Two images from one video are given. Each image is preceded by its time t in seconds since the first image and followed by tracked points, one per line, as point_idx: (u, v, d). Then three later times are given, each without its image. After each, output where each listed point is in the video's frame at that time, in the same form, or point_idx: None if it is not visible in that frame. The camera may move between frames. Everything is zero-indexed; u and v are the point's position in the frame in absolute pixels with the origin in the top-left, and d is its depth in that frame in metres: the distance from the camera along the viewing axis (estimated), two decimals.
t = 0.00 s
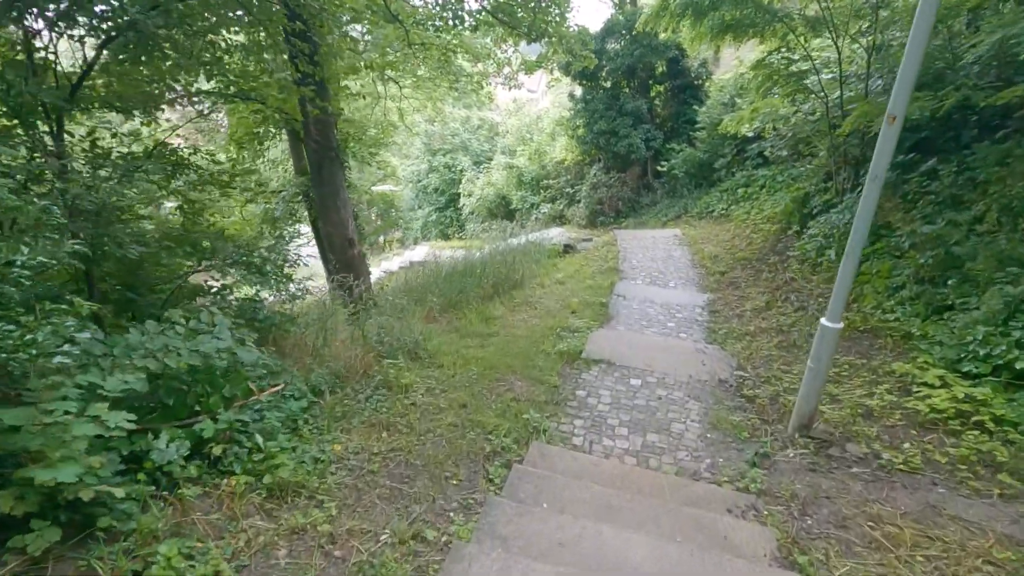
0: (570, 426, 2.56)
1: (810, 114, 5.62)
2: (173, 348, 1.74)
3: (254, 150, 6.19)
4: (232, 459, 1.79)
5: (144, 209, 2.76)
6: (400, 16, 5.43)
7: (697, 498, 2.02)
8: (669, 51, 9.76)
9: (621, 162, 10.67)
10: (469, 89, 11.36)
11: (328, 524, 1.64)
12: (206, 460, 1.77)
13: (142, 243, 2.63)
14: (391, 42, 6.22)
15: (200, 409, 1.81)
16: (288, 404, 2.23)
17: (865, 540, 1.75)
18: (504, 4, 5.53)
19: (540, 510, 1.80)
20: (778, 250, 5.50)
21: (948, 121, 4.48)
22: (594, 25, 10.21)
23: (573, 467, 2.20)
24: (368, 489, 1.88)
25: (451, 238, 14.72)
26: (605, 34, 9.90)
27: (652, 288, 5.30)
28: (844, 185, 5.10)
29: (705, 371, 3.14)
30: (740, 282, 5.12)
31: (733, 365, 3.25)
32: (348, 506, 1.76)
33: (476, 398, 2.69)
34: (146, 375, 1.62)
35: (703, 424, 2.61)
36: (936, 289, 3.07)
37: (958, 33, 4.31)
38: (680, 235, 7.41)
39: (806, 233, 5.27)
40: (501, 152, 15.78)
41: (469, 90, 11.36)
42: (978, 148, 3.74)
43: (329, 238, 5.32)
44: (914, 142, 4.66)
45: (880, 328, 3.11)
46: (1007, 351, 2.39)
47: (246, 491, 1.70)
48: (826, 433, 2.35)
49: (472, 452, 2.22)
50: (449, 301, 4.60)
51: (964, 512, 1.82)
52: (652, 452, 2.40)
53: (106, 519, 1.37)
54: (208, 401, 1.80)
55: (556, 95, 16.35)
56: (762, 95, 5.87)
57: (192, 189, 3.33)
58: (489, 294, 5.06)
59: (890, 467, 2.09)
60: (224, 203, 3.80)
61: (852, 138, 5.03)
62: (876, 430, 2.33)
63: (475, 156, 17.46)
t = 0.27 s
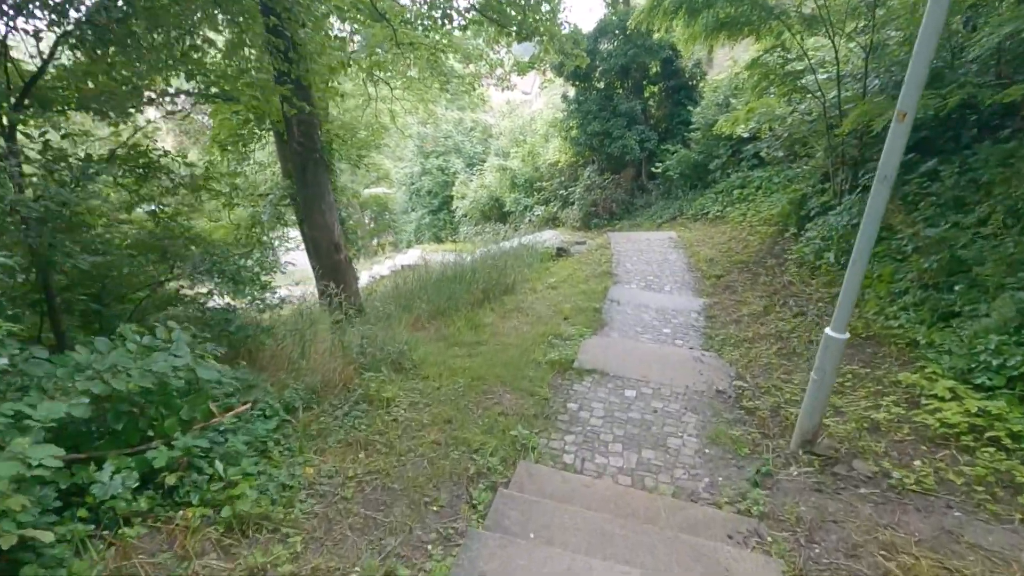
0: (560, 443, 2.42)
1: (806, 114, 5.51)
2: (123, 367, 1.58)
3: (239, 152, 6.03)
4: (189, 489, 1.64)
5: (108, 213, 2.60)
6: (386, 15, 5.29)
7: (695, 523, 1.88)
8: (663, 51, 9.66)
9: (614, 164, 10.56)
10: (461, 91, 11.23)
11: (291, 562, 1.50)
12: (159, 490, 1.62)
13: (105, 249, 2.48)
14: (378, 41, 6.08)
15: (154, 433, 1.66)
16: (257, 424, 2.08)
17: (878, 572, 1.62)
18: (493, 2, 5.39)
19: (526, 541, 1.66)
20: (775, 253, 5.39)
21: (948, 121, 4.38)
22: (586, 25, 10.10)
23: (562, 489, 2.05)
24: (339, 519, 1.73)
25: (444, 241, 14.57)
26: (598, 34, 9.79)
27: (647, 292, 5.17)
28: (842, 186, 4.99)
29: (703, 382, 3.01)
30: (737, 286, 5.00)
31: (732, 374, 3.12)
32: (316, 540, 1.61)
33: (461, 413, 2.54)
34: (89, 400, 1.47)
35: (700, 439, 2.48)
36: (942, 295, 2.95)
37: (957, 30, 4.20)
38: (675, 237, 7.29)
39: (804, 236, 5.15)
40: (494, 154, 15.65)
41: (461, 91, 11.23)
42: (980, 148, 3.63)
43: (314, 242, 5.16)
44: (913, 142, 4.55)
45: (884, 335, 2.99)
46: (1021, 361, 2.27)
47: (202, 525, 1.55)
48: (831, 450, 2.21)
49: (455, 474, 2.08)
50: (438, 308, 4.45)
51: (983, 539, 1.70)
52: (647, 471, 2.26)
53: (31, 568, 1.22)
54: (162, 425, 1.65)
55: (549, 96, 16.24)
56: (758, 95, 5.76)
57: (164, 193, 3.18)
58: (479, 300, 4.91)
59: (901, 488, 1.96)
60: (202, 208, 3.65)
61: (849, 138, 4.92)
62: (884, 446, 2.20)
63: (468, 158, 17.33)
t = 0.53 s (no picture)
0: (554, 463, 2.30)
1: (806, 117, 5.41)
2: (74, 395, 1.44)
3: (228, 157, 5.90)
4: (151, 524, 1.52)
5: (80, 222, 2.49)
6: (377, 16, 5.16)
7: (697, 553, 1.77)
8: (659, 54, 9.57)
9: (611, 167, 10.47)
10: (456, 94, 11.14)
11: None
12: (117, 526, 1.50)
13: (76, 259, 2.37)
14: (369, 43, 5.96)
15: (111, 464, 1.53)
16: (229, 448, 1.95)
17: None
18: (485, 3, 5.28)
19: None
20: (774, 258, 5.28)
21: (950, 124, 4.28)
22: (582, 28, 10.02)
23: (555, 516, 1.93)
24: (314, 556, 1.61)
25: (440, 245, 14.45)
26: (593, 37, 9.70)
27: (644, 299, 5.06)
28: (843, 190, 4.89)
29: (703, 396, 2.89)
30: (735, 293, 4.89)
31: (733, 387, 3.00)
32: None
33: (449, 432, 2.42)
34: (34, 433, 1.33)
35: (701, 458, 2.36)
36: (950, 305, 2.84)
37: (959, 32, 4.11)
38: (673, 242, 7.19)
39: (804, 241, 5.05)
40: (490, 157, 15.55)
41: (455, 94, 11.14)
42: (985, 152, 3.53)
43: (303, 248, 5.03)
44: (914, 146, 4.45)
45: (891, 347, 2.87)
46: None
47: (162, 566, 1.42)
48: (840, 472, 2.10)
49: (441, 501, 1.96)
50: (430, 317, 4.32)
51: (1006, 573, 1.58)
52: (645, 494, 2.14)
53: None
54: (120, 456, 1.52)
55: (546, 99, 16.16)
56: (756, 98, 5.66)
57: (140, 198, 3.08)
58: (472, 308, 4.78)
59: (915, 514, 1.85)
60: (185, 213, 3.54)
61: (850, 142, 4.82)
62: (895, 467, 2.08)
63: (464, 162, 17.23)
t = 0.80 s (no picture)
0: (549, 474, 2.15)
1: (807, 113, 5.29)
2: (13, 404, 1.29)
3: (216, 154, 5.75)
4: (102, 547, 1.37)
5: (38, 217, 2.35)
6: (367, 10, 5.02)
7: (704, 573, 1.63)
8: (657, 52, 9.45)
9: (608, 166, 10.36)
10: (451, 93, 11.01)
11: None
12: (66, 550, 1.35)
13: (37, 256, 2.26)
14: (360, 38, 5.81)
15: (58, 481, 1.37)
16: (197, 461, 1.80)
17: None
18: None
19: None
20: (776, 257, 5.16)
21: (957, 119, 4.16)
22: (579, 26, 9.90)
23: (550, 532, 1.79)
24: None
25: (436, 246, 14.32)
26: (590, 34, 9.58)
27: (643, 300, 4.92)
28: (846, 188, 4.76)
29: (707, 400, 2.75)
30: (737, 293, 4.76)
31: (738, 391, 2.86)
32: None
33: (439, 440, 2.27)
34: None
35: (706, 467, 2.22)
36: (966, 304, 2.71)
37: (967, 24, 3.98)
38: (672, 241, 7.06)
39: (807, 240, 4.92)
40: (486, 158, 15.43)
41: (451, 93, 11.01)
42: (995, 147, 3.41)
43: (292, 248, 4.89)
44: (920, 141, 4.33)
45: (903, 348, 2.74)
46: None
47: None
48: (856, 482, 1.96)
49: (427, 516, 1.81)
50: (422, 318, 4.18)
51: None
52: (647, 506, 2.00)
53: None
54: (69, 472, 1.37)
55: (543, 99, 16.04)
56: (756, 94, 5.55)
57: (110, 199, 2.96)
58: (467, 309, 4.64)
59: (939, 530, 1.71)
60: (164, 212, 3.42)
61: (853, 137, 4.70)
62: (916, 477, 1.94)
63: (460, 162, 17.11)
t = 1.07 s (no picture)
0: (545, 495, 2.03)
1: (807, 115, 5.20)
2: None
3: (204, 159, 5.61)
4: None
5: None
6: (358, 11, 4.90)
7: None
8: (653, 54, 9.36)
9: (604, 170, 10.26)
10: (446, 96, 10.90)
11: None
12: None
13: None
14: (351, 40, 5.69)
15: None
16: (163, 488, 1.67)
17: None
18: None
19: None
20: (776, 262, 5.05)
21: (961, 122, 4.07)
22: (574, 28, 9.81)
23: (546, 562, 1.67)
24: None
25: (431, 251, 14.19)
26: (586, 37, 9.49)
27: (641, 306, 4.80)
28: (847, 191, 4.66)
29: (710, 414, 2.62)
30: (737, 299, 4.65)
31: (742, 403, 2.74)
32: None
33: (428, 460, 2.14)
34: None
35: (711, 486, 2.09)
36: (979, 312, 2.60)
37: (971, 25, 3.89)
38: (669, 246, 6.95)
39: (808, 244, 4.82)
40: (481, 161, 15.32)
41: (445, 96, 10.91)
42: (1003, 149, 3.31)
43: (280, 255, 4.75)
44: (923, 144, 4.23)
45: (914, 358, 2.63)
46: None
47: None
48: (872, 505, 1.84)
49: (413, 547, 1.68)
50: (414, 326, 4.04)
51: None
52: (650, 530, 1.87)
53: None
54: (9, 509, 1.23)
55: (538, 102, 15.95)
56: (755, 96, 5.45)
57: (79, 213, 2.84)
58: (461, 317, 4.51)
59: (964, 559, 1.59)
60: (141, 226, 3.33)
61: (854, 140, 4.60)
62: (935, 499, 1.83)
63: (455, 166, 17.00)
